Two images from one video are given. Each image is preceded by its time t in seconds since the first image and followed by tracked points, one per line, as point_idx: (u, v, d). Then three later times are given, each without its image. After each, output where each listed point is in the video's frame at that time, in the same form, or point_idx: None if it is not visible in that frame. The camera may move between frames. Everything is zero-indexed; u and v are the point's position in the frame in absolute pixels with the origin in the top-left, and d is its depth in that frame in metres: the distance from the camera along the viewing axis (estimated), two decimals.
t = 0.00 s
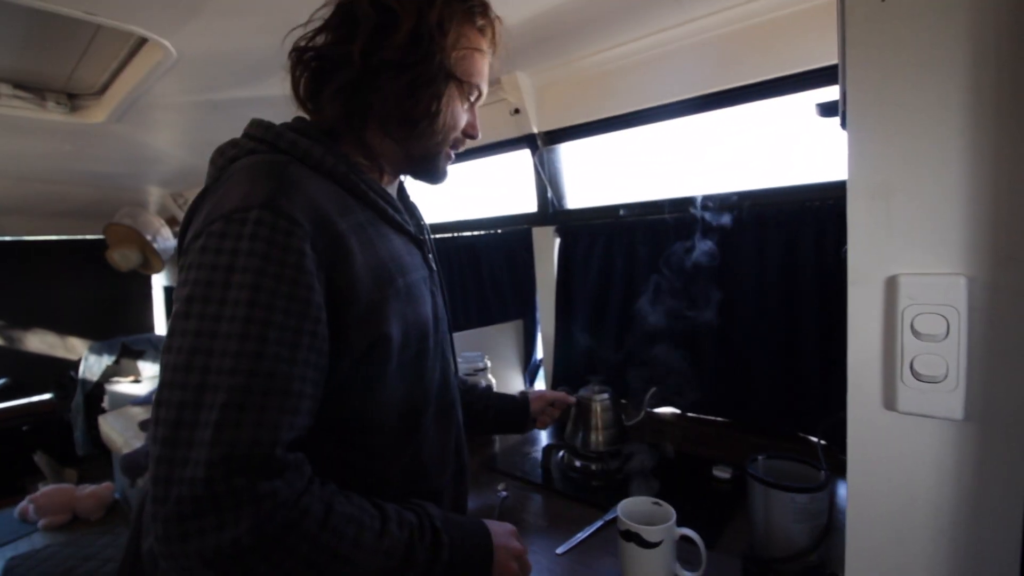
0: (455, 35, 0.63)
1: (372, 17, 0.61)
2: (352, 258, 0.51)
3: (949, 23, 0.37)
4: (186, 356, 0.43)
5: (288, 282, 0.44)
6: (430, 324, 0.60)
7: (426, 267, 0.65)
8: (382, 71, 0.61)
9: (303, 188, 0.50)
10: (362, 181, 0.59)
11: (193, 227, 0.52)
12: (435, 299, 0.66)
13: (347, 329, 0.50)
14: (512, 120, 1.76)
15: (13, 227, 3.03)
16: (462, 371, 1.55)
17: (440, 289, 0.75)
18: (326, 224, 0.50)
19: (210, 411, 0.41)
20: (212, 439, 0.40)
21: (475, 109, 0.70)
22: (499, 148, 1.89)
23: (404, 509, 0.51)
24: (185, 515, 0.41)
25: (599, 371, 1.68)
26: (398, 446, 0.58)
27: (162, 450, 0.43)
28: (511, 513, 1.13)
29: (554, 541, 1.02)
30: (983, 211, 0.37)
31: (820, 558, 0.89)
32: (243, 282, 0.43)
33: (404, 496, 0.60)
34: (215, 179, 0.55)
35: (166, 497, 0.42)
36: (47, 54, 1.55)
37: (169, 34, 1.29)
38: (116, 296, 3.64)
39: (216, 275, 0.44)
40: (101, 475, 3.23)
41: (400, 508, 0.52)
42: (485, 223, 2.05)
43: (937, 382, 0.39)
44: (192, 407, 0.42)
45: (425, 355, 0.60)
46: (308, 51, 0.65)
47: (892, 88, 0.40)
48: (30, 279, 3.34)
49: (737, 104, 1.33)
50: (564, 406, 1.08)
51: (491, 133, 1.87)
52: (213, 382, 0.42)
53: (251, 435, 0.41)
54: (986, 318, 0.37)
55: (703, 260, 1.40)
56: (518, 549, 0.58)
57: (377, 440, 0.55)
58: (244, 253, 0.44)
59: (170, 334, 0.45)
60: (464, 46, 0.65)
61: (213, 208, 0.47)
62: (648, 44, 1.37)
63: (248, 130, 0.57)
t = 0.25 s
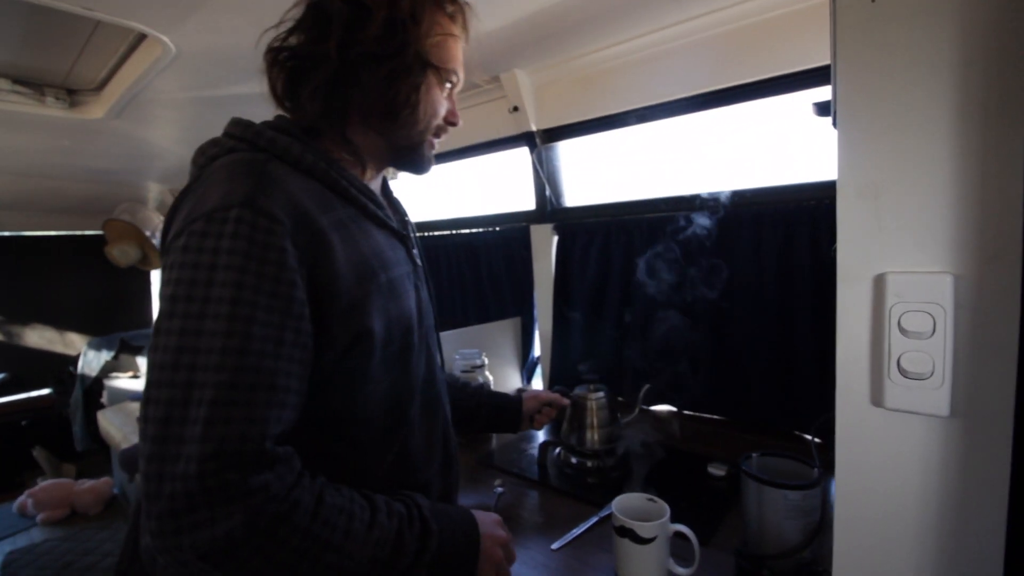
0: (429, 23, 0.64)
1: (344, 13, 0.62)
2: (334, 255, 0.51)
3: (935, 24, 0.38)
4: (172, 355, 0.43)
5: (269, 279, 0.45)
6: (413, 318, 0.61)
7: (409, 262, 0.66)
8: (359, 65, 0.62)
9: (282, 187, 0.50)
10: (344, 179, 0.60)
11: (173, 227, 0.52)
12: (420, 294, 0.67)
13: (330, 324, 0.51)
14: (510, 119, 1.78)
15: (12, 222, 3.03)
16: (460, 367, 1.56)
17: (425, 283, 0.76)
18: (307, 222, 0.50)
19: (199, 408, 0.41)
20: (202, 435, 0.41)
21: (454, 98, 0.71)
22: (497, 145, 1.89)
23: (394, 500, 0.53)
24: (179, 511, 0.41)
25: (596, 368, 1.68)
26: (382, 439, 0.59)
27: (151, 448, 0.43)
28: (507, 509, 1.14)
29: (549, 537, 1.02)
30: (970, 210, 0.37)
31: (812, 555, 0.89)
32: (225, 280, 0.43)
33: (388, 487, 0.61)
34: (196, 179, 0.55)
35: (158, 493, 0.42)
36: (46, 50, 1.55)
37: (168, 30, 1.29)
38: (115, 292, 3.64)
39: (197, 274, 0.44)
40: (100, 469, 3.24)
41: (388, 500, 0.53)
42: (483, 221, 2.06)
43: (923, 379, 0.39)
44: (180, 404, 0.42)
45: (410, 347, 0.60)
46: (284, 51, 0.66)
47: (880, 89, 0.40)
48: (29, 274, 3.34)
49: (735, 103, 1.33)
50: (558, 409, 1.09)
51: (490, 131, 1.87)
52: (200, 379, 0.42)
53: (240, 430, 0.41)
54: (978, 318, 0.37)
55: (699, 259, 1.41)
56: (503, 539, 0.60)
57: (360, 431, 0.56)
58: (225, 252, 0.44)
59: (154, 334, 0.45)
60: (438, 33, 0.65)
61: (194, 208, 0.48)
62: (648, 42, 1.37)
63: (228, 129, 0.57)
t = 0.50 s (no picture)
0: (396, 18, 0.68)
1: (309, 15, 0.66)
2: (310, 260, 0.55)
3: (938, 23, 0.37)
4: (152, 364, 0.47)
5: (245, 287, 0.49)
6: (395, 319, 0.65)
7: (391, 263, 0.70)
8: (329, 63, 0.66)
9: (257, 194, 0.54)
10: (320, 182, 0.63)
11: (152, 236, 0.56)
12: (402, 294, 0.70)
13: (309, 329, 0.55)
14: (511, 120, 1.78)
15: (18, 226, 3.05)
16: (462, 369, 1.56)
17: (409, 278, 0.80)
18: (282, 228, 0.54)
19: (179, 417, 0.46)
20: (183, 444, 0.45)
21: (428, 90, 0.75)
22: (498, 146, 1.88)
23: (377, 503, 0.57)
24: (166, 518, 0.46)
25: (598, 369, 1.69)
26: (365, 442, 0.62)
27: (134, 454, 0.47)
28: (508, 510, 1.14)
29: (551, 538, 1.03)
30: (970, 212, 0.37)
31: (815, 557, 0.89)
32: (202, 290, 0.47)
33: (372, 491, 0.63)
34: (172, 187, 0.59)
35: (144, 502, 0.47)
36: (51, 55, 1.56)
37: (170, 34, 1.30)
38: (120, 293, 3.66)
39: (174, 284, 0.48)
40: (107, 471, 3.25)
41: (372, 502, 0.57)
42: (485, 222, 2.06)
43: (922, 383, 0.39)
44: (161, 415, 0.46)
45: (391, 349, 0.64)
46: (252, 57, 0.69)
47: (877, 91, 0.40)
48: (35, 277, 3.36)
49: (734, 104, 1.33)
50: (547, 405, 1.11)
51: (491, 132, 1.87)
52: (180, 389, 0.46)
53: (221, 438, 0.46)
54: (982, 319, 0.37)
55: (699, 259, 1.41)
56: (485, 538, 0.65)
57: (349, 428, 0.60)
58: (201, 261, 0.48)
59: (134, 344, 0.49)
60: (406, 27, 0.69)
61: (169, 218, 0.51)
62: (648, 42, 1.38)
63: (202, 138, 0.60)
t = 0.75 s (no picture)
0: (381, 17, 0.68)
1: (294, 19, 0.66)
2: (301, 268, 0.56)
3: (945, 22, 0.37)
4: (139, 370, 0.48)
5: (235, 296, 0.49)
6: (383, 324, 0.66)
7: (380, 268, 0.71)
8: (317, 67, 0.67)
9: (250, 203, 0.55)
10: (311, 187, 0.64)
11: (144, 239, 0.57)
12: (391, 298, 0.71)
13: (300, 337, 0.56)
14: (519, 122, 1.78)
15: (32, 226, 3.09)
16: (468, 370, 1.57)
17: (397, 283, 0.81)
18: (274, 238, 0.55)
19: (164, 423, 0.46)
20: (167, 450, 0.46)
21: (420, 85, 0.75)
22: (505, 148, 1.89)
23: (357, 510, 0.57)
24: (148, 521, 0.46)
25: (604, 372, 1.68)
26: (350, 445, 0.63)
27: (120, 458, 0.48)
28: (514, 511, 1.15)
29: (557, 540, 1.02)
30: (978, 211, 0.37)
31: (823, 561, 0.88)
32: (192, 298, 0.48)
33: (358, 492, 0.65)
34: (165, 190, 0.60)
35: (126, 504, 0.48)
36: (66, 58, 1.59)
37: (183, 37, 1.31)
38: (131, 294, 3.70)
39: (165, 291, 0.49)
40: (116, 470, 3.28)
41: (352, 509, 0.57)
42: (492, 224, 2.07)
43: (932, 384, 0.39)
44: (145, 421, 0.47)
45: (377, 355, 0.65)
46: (241, 62, 0.70)
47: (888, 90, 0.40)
48: (48, 277, 3.40)
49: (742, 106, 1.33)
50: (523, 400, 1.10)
51: (499, 134, 1.88)
52: (166, 396, 0.47)
53: (205, 445, 0.47)
54: (992, 319, 0.37)
55: (707, 262, 1.41)
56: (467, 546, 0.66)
57: (326, 437, 0.61)
58: (191, 270, 0.49)
59: (123, 347, 0.50)
60: (393, 25, 0.70)
61: (161, 223, 0.52)
62: (656, 44, 1.39)
63: (198, 143, 0.61)
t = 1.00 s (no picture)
0: (372, 16, 0.68)
1: (286, 21, 0.67)
2: (308, 270, 0.57)
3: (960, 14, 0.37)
4: (152, 369, 0.48)
5: (248, 298, 0.50)
6: (381, 323, 0.67)
7: (379, 268, 0.71)
8: (310, 70, 0.67)
9: (260, 205, 0.55)
10: (316, 190, 0.64)
11: (150, 239, 0.57)
12: (388, 297, 0.72)
13: (306, 337, 0.57)
14: (525, 118, 1.78)
15: (43, 223, 3.13)
16: (474, 366, 1.57)
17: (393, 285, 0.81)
18: (283, 240, 0.55)
19: (179, 420, 0.47)
20: (184, 446, 0.47)
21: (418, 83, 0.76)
22: (512, 145, 1.89)
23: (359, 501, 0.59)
24: (164, 515, 0.47)
25: (610, 369, 1.68)
26: (350, 439, 0.63)
27: (134, 455, 0.48)
28: (520, 507, 1.15)
29: (563, 536, 1.03)
30: (992, 206, 0.37)
31: (831, 560, 0.88)
32: (205, 299, 0.48)
33: (361, 483, 0.66)
34: (172, 190, 0.60)
35: (140, 498, 0.48)
36: (75, 57, 1.60)
37: (192, 35, 1.32)
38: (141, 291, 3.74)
39: (178, 291, 0.49)
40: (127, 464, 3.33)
41: (354, 501, 0.59)
42: (499, 221, 2.07)
43: (943, 379, 0.38)
44: (161, 418, 0.47)
45: (376, 355, 0.65)
46: (237, 66, 0.70)
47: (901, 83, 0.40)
48: (60, 273, 3.45)
49: (751, 102, 1.33)
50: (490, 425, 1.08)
51: (505, 130, 1.88)
52: (181, 394, 0.47)
53: (220, 441, 0.48)
54: (1008, 316, 0.36)
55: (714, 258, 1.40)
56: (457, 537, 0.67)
57: (330, 433, 0.61)
58: (204, 271, 0.49)
59: (133, 347, 0.50)
60: (386, 23, 0.70)
61: (172, 224, 0.52)
62: (663, 40, 1.38)
63: (206, 144, 0.61)
